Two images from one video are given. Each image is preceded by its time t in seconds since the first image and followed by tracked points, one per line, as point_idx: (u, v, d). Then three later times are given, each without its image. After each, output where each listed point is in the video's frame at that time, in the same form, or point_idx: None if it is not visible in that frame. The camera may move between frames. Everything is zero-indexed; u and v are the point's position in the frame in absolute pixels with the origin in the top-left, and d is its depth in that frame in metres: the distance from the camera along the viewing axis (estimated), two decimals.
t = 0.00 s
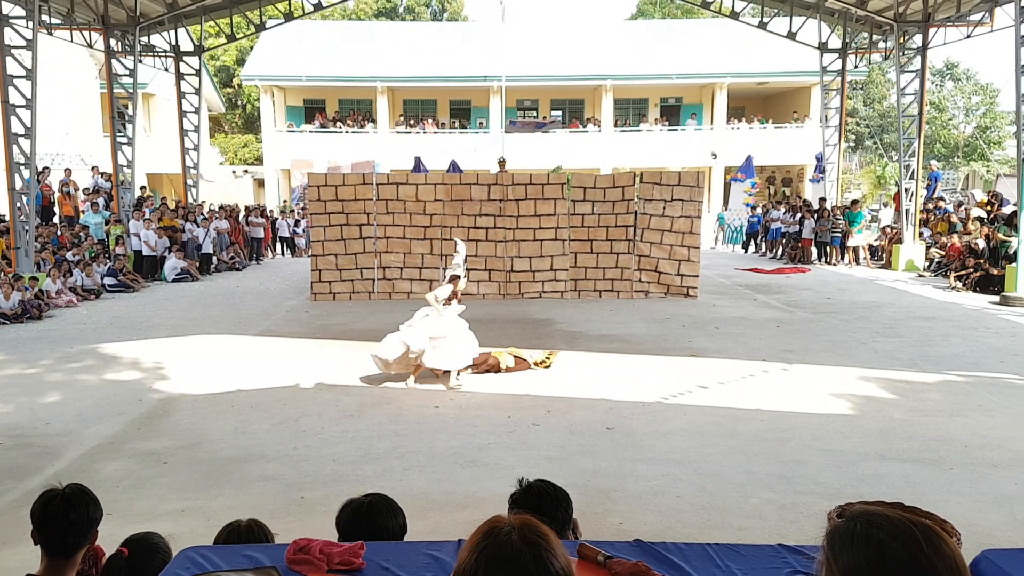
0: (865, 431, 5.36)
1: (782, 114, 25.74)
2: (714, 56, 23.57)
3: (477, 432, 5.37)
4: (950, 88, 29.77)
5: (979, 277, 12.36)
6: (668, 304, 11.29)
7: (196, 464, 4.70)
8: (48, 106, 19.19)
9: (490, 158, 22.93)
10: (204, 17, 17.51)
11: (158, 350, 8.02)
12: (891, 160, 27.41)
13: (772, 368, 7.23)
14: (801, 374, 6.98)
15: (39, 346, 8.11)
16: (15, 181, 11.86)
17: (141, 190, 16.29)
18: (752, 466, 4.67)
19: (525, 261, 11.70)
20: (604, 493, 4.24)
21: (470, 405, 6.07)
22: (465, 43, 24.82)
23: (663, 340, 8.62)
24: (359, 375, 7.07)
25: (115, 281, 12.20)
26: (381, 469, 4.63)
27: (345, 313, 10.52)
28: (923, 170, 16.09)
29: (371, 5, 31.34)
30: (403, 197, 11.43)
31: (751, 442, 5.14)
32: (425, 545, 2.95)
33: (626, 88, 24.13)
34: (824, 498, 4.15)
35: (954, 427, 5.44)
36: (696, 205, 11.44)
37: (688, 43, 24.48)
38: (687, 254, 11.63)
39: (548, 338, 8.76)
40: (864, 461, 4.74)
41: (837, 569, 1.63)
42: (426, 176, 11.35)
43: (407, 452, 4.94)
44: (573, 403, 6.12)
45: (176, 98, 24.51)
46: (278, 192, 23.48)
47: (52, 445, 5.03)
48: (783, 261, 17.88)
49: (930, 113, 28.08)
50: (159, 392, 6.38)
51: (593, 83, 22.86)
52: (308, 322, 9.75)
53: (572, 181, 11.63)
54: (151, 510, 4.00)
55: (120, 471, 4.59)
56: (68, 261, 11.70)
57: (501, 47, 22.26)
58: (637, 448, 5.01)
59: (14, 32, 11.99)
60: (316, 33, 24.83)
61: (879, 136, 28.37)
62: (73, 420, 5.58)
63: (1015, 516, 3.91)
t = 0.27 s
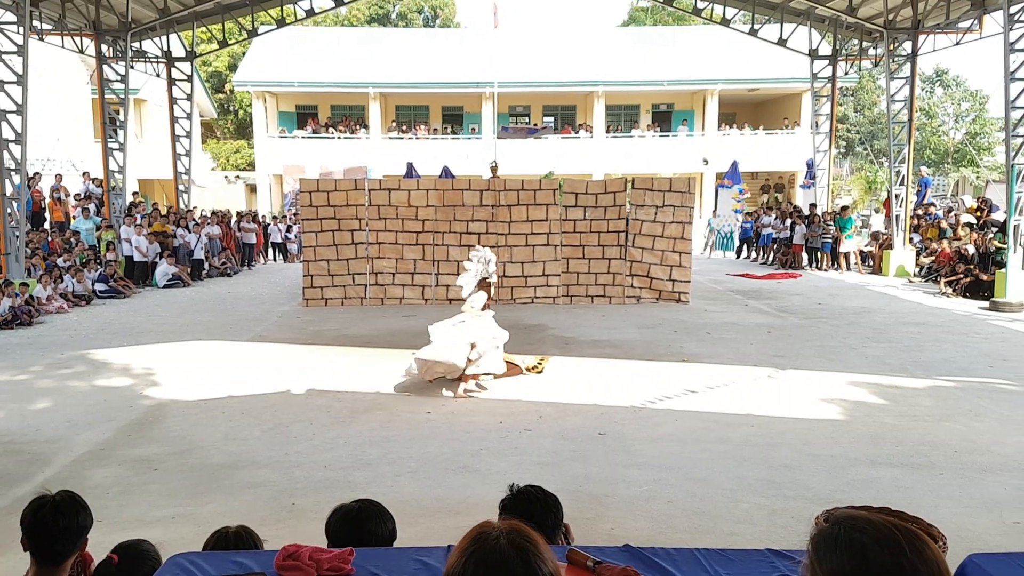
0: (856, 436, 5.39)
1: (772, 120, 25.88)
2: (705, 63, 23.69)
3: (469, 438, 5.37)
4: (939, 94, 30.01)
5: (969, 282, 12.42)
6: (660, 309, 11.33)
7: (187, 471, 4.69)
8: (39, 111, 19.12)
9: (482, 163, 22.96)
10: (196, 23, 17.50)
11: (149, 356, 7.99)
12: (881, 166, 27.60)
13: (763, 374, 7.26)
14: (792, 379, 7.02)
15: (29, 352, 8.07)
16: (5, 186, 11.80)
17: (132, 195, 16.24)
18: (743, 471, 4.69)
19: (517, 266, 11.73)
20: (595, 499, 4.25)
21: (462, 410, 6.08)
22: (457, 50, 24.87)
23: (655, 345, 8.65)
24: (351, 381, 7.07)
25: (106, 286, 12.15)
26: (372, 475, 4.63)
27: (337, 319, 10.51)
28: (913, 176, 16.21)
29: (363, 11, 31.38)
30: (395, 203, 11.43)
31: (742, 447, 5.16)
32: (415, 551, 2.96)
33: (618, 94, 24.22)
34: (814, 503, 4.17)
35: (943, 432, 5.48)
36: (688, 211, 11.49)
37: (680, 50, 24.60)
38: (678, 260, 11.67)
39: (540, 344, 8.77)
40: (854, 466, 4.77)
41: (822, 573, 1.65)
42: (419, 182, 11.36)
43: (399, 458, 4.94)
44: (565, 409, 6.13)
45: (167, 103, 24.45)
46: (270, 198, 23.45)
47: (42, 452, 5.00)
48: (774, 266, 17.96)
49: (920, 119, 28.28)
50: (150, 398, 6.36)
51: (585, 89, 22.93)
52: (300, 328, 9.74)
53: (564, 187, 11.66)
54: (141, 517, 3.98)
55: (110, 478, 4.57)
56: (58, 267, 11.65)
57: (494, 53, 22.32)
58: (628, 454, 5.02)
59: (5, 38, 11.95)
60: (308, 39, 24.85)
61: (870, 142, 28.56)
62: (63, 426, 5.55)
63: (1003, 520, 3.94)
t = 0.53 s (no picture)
0: (850, 443, 5.40)
1: (766, 128, 26.01)
2: (700, 71, 23.82)
3: (465, 446, 5.37)
4: (932, 102, 30.20)
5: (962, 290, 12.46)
6: (655, 317, 11.34)
7: (181, 480, 4.68)
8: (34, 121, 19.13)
9: (477, 172, 23.01)
10: (192, 32, 17.54)
11: (144, 365, 7.97)
12: (875, 174, 27.74)
13: (757, 381, 7.28)
14: (787, 386, 7.03)
15: (24, 362, 8.05)
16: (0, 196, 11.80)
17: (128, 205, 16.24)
18: (738, 478, 4.70)
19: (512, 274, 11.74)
20: (590, 507, 4.25)
21: (457, 419, 6.08)
22: (453, 59, 24.96)
23: (650, 353, 8.66)
24: (346, 389, 7.06)
25: (101, 296, 12.13)
26: (367, 484, 4.62)
27: (332, 327, 10.50)
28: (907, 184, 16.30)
29: (359, 21, 31.50)
30: (390, 211, 11.46)
31: (737, 454, 5.16)
32: (407, 560, 2.97)
33: (613, 103, 24.32)
34: (808, 510, 4.18)
35: (938, 439, 5.49)
36: (682, 219, 11.52)
37: (674, 59, 24.74)
38: (673, 268, 11.69)
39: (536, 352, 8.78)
40: (849, 473, 4.78)
41: None
42: (414, 191, 11.38)
43: (394, 466, 4.93)
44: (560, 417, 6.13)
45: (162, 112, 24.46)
46: (266, 206, 23.46)
47: (35, 462, 4.99)
48: (768, 274, 18.01)
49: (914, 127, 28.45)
50: (144, 408, 6.35)
51: (580, 98, 23.01)
52: (295, 337, 9.73)
53: (559, 196, 11.70)
54: (135, 527, 3.97)
55: (104, 487, 4.56)
56: (53, 276, 11.64)
57: (489, 62, 22.40)
58: (623, 461, 5.02)
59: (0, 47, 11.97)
60: (304, 48, 24.92)
61: (863, 150, 28.71)
62: (57, 436, 5.54)
63: (998, 527, 3.95)
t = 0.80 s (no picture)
0: (845, 445, 5.42)
1: (760, 131, 26.10)
2: (693, 75, 23.92)
3: (460, 451, 5.37)
4: (925, 104, 30.35)
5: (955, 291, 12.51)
6: (650, 320, 11.37)
7: (176, 487, 4.67)
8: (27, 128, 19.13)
9: (472, 176, 23.04)
10: (185, 38, 17.53)
11: (139, 371, 7.95)
12: (868, 176, 27.86)
13: (753, 383, 7.30)
14: (781, 389, 7.05)
15: (18, 369, 8.02)
16: None
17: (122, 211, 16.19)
18: (733, 481, 4.71)
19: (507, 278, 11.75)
20: (586, 510, 4.25)
21: (453, 423, 6.08)
22: (447, 63, 25.00)
23: (646, 356, 8.67)
24: (341, 394, 7.05)
25: (95, 302, 12.11)
26: (363, 489, 4.62)
27: (328, 332, 10.50)
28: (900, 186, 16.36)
29: (353, 26, 31.55)
30: (385, 216, 11.46)
31: (733, 457, 5.17)
32: (401, 565, 2.97)
33: (606, 106, 24.38)
34: (803, 512, 4.20)
35: (933, 440, 5.52)
36: (676, 222, 11.55)
37: (667, 62, 24.83)
38: (668, 271, 11.72)
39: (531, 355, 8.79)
40: (844, 475, 4.79)
41: None
42: (409, 195, 11.38)
43: (390, 471, 4.93)
44: (556, 421, 6.14)
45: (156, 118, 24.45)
46: (260, 212, 23.46)
47: (30, 469, 4.97)
48: (763, 276, 18.08)
49: (907, 129, 28.58)
50: (139, 414, 6.33)
51: (574, 102, 23.07)
52: (290, 342, 9.72)
53: (554, 199, 11.71)
54: (130, 533, 3.96)
55: (99, 494, 4.55)
56: (46, 282, 11.60)
57: (483, 67, 22.44)
58: (619, 465, 5.03)
59: None
60: (297, 53, 24.95)
61: (857, 153, 28.85)
62: (52, 443, 5.52)
63: (992, 528, 3.96)
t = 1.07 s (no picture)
0: (844, 445, 5.42)
1: (758, 132, 26.12)
2: (691, 76, 23.97)
3: (459, 453, 5.37)
4: (923, 104, 30.40)
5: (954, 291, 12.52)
6: (649, 321, 11.38)
7: (175, 490, 4.67)
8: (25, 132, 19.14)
9: (471, 178, 23.05)
10: (183, 41, 17.55)
11: (138, 375, 7.94)
12: (867, 177, 27.90)
13: (752, 384, 7.29)
14: (780, 389, 7.06)
15: (16, 373, 8.01)
16: None
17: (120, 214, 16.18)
18: (733, 482, 4.71)
19: (506, 279, 11.75)
20: (585, 511, 4.25)
21: (452, 425, 6.08)
22: (445, 65, 25.02)
23: (645, 357, 8.67)
24: (340, 397, 7.05)
25: (93, 305, 12.11)
26: (362, 491, 4.62)
27: (327, 335, 10.50)
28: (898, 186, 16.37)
29: (351, 28, 31.58)
30: (383, 218, 11.46)
31: (732, 458, 5.18)
32: (398, 567, 2.97)
33: (604, 108, 24.40)
34: (802, 512, 4.20)
35: (932, 440, 5.52)
36: (675, 223, 11.56)
37: (665, 64, 24.86)
38: (667, 272, 11.73)
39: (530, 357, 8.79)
40: (843, 475, 4.80)
41: None
42: (407, 197, 11.38)
43: (389, 474, 4.93)
44: (555, 422, 6.13)
45: (154, 121, 24.47)
46: (259, 214, 23.47)
47: (29, 473, 4.97)
48: (761, 277, 18.11)
49: (905, 130, 28.63)
50: (137, 417, 6.32)
51: (572, 104, 23.10)
52: (289, 344, 9.72)
53: (552, 201, 11.71)
54: (129, 537, 3.96)
55: (98, 497, 4.54)
56: (45, 286, 11.60)
57: (481, 69, 22.45)
58: (618, 466, 5.03)
59: None
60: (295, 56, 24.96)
61: (855, 153, 28.92)
62: (50, 447, 5.52)
63: (992, 528, 3.97)
